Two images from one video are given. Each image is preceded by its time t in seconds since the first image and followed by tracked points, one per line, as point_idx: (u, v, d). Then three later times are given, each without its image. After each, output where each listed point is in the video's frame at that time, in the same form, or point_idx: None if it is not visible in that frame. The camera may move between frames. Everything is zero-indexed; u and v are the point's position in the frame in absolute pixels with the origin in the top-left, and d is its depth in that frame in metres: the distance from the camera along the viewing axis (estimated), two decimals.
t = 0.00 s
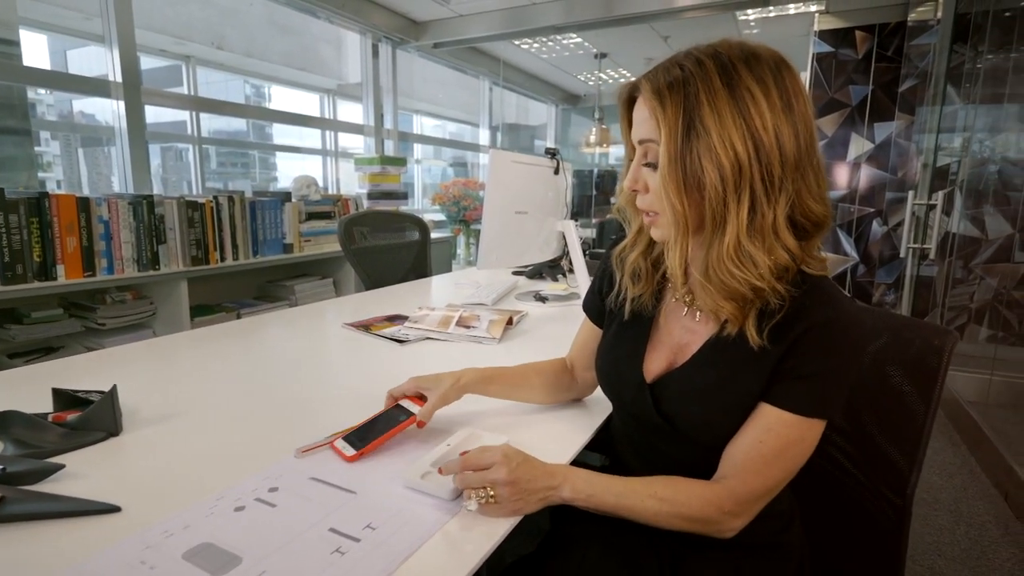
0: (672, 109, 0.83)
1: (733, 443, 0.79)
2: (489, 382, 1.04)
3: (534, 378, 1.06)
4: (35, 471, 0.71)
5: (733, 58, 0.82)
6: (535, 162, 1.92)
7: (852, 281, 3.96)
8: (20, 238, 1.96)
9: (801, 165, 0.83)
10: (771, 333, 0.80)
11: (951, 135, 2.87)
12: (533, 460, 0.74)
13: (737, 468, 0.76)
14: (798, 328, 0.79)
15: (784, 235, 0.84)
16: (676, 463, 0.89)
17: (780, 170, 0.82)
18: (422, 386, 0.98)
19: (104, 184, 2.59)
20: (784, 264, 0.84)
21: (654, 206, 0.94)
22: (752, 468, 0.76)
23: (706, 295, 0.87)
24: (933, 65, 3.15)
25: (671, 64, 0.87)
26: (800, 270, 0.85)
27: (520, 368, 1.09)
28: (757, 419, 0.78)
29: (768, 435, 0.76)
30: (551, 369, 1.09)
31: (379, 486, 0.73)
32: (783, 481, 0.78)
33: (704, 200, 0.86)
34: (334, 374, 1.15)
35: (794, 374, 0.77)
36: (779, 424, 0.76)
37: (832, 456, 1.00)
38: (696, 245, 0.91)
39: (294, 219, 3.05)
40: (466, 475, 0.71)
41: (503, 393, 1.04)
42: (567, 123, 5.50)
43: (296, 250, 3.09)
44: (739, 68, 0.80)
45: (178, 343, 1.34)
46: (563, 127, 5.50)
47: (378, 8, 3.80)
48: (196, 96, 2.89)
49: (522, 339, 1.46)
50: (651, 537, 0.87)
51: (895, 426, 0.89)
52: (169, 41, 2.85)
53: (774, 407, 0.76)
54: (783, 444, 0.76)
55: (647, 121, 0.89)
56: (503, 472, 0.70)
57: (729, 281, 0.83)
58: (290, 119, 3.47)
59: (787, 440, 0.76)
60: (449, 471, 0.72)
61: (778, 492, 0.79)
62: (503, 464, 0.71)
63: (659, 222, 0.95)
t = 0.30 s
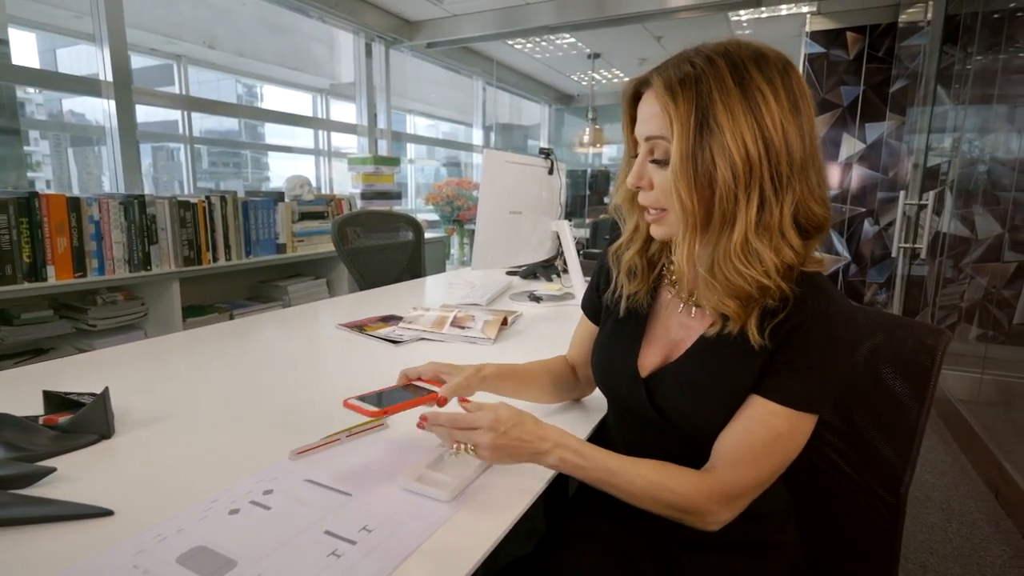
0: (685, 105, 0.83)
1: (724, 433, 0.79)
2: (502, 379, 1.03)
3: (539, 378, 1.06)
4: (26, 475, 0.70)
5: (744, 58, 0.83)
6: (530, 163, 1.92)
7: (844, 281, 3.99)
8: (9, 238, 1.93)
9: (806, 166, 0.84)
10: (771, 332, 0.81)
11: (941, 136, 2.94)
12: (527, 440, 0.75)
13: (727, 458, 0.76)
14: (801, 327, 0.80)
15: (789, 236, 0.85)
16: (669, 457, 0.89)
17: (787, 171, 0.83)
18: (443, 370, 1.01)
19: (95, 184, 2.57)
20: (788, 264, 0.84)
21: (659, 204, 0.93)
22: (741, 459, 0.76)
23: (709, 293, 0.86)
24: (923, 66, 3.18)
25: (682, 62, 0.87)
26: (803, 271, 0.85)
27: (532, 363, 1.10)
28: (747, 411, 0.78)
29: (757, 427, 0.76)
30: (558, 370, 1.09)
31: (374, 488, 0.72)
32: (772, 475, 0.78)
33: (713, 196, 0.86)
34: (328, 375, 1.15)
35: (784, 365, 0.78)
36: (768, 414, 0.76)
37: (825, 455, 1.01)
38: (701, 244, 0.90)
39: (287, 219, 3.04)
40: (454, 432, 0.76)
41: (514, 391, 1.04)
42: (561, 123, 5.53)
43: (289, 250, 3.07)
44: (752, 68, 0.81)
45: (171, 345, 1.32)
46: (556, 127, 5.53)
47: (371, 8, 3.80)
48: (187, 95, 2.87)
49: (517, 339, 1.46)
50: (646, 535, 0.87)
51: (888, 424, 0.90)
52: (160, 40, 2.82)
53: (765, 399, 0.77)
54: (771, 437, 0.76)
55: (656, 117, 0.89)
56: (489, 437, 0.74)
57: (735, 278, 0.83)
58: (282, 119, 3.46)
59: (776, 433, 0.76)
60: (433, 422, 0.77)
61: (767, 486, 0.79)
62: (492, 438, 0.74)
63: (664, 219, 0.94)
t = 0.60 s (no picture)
0: (703, 102, 0.83)
1: (708, 421, 0.79)
2: (521, 390, 1.01)
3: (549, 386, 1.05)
4: (18, 477, 0.70)
5: (752, 57, 0.85)
6: (525, 163, 1.92)
7: (837, 281, 4.00)
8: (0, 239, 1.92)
9: (810, 161, 0.88)
10: (794, 324, 0.80)
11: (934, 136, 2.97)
12: (516, 446, 0.74)
13: (710, 446, 0.77)
14: (818, 318, 0.81)
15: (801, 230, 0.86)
16: (662, 450, 0.89)
17: (797, 167, 0.85)
18: (471, 377, 1.00)
19: (87, 184, 2.55)
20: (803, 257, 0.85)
21: (675, 204, 0.91)
22: (725, 444, 0.76)
23: (730, 288, 0.84)
24: (916, 66, 3.20)
25: (691, 62, 0.87)
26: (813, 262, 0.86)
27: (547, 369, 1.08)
28: (731, 397, 0.79)
29: (743, 413, 0.77)
30: (566, 388, 1.07)
31: (368, 489, 0.72)
32: (758, 463, 0.78)
33: (733, 193, 0.86)
34: (323, 376, 1.15)
35: (770, 352, 0.79)
36: (749, 398, 0.77)
37: (818, 454, 1.01)
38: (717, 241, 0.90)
39: (281, 220, 3.03)
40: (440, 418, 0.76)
41: (529, 402, 1.02)
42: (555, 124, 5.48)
43: (283, 251, 3.06)
44: (761, 67, 0.83)
45: (164, 346, 1.32)
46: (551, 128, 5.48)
47: (365, 8, 3.81)
48: (180, 95, 2.86)
49: (512, 339, 1.46)
50: (642, 533, 0.88)
51: (881, 423, 0.91)
52: (153, 40, 2.80)
53: (751, 384, 0.78)
54: (755, 422, 0.76)
55: (670, 117, 0.87)
56: (462, 441, 0.74)
57: (760, 272, 0.83)
58: (276, 119, 3.45)
59: (762, 418, 0.77)
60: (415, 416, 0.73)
61: (753, 475, 0.78)
62: (468, 441, 0.74)
63: (674, 219, 0.93)
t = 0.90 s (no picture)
0: (689, 104, 0.84)
1: (703, 417, 0.79)
2: (515, 387, 1.01)
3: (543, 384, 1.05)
4: (8, 478, 0.69)
5: (739, 58, 0.85)
6: (519, 162, 1.92)
7: (832, 280, 4.02)
8: None
9: (797, 160, 0.88)
10: (781, 321, 0.81)
11: (928, 136, 2.98)
12: (516, 447, 0.74)
13: (706, 442, 0.77)
14: (807, 315, 0.81)
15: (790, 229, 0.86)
16: (655, 446, 0.90)
17: (785, 167, 0.85)
18: (463, 374, 1.00)
19: (81, 184, 2.54)
20: (792, 255, 0.85)
21: (664, 205, 0.92)
22: (720, 441, 0.76)
23: (719, 288, 0.85)
24: (910, 66, 3.21)
25: (678, 64, 0.87)
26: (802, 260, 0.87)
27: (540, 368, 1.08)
28: (724, 393, 0.79)
29: (736, 409, 0.77)
30: (559, 386, 1.07)
31: (362, 489, 0.72)
32: (751, 459, 0.78)
33: (720, 193, 0.86)
34: (316, 376, 1.14)
35: (762, 348, 0.80)
36: (743, 394, 0.78)
37: (809, 451, 1.01)
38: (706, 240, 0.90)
39: (276, 219, 3.02)
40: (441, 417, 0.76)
41: (523, 399, 1.02)
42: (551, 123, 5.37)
43: (278, 250, 3.05)
44: (747, 68, 0.83)
45: (156, 346, 1.31)
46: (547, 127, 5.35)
47: (360, 7, 3.81)
48: (174, 94, 2.85)
49: (506, 339, 1.46)
50: (636, 531, 0.88)
51: (872, 420, 0.91)
52: (147, 38, 2.78)
53: (743, 380, 0.78)
54: (748, 418, 0.77)
55: (658, 120, 0.88)
56: (464, 441, 0.73)
57: (748, 271, 0.84)
58: (270, 118, 3.44)
59: (756, 413, 0.77)
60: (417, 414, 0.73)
61: (746, 470, 0.79)
62: (469, 442, 0.73)
63: (664, 220, 0.93)
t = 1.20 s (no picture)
0: (685, 105, 0.84)
1: (701, 417, 0.79)
2: (507, 381, 1.02)
3: (538, 380, 1.05)
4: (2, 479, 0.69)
5: (736, 59, 0.85)
6: (516, 162, 1.92)
7: (829, 279, 4.02)
8: None
9: (793, 162, 0.88)
10: (777, 321, 0.81)
11: (924, 136, 2.99)
12: (517, 446, 0.74)
13: (704, 442, 0.76)
14: (802, 316, 0.81)
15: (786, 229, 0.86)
16: (652, 445, 0.90)
17: (781, 167, 0.85)
18: (459, 367, 1.02)
19: (78, 184, 2.53)
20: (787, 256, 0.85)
21: (659, 205, 0.92)
22: (718, 441, 0.76)
23: (713, 289, 0.85)
24: (906, 66, 3.22)
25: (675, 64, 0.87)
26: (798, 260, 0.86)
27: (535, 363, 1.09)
28: (722, 393, 0.79)
29: (735, 409, 0.77)
30: (552, 383, 1.07)
31: (359, 489, 0.72)
32: (749, 458, 0.78)
33: (715, 194, 0.86)
34: (313, 376, 1.14)
35: (758, 348, 0.80)
36: (740, 394, 0.78)
37: (806, 450, 1.01)
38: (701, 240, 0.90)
39: (273, 219, 3.01)
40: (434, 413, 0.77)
41: (516, 394, 1.02)
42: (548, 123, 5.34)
43: (275, 250, 3.05)
44: (743, 69, 0.83)
45: (153, 347, 1.31)
46: (544, 126, 5.35)
47: (357, 7, 3.80)
48: (171, 94, 2.84)
49: (504, 339, 1.46)
50: (633, 531, 0.88)
51: (869, 419, 0.91)
52: (144, 38, 2.78)
53: (740, 380, 0.78)
54: (746, 417, 0.77)
55: (655, 120, 0.88)
56: (464, 440, 0.73)
57: (742, 272, 0.84)
58: (268, 118, 3.43)
59: (753, 413, 0.77)
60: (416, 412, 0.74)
61: (744, 469, 0.79)
62: (471, 441, 0.73)
63: (661, 219, 0.94)
